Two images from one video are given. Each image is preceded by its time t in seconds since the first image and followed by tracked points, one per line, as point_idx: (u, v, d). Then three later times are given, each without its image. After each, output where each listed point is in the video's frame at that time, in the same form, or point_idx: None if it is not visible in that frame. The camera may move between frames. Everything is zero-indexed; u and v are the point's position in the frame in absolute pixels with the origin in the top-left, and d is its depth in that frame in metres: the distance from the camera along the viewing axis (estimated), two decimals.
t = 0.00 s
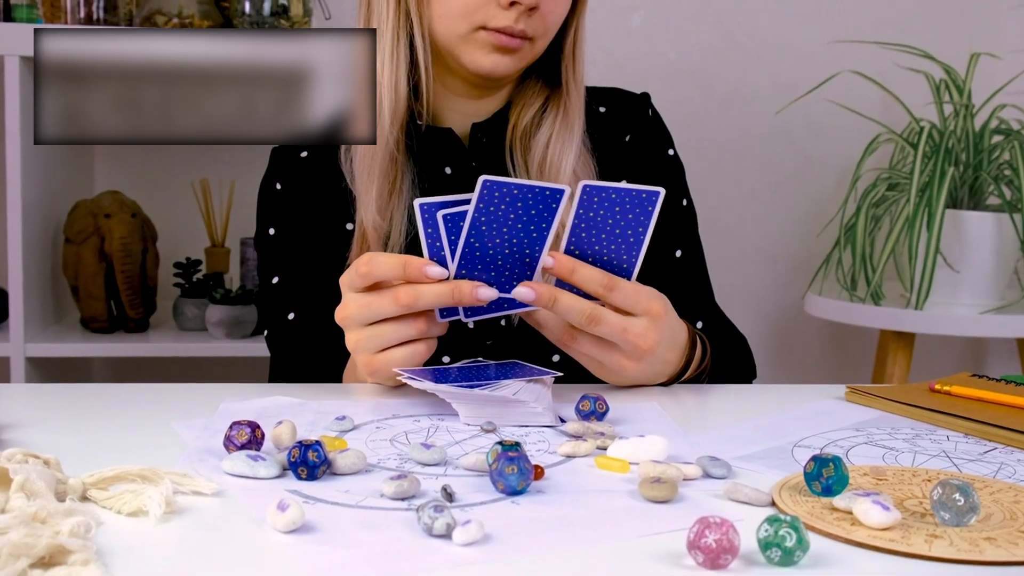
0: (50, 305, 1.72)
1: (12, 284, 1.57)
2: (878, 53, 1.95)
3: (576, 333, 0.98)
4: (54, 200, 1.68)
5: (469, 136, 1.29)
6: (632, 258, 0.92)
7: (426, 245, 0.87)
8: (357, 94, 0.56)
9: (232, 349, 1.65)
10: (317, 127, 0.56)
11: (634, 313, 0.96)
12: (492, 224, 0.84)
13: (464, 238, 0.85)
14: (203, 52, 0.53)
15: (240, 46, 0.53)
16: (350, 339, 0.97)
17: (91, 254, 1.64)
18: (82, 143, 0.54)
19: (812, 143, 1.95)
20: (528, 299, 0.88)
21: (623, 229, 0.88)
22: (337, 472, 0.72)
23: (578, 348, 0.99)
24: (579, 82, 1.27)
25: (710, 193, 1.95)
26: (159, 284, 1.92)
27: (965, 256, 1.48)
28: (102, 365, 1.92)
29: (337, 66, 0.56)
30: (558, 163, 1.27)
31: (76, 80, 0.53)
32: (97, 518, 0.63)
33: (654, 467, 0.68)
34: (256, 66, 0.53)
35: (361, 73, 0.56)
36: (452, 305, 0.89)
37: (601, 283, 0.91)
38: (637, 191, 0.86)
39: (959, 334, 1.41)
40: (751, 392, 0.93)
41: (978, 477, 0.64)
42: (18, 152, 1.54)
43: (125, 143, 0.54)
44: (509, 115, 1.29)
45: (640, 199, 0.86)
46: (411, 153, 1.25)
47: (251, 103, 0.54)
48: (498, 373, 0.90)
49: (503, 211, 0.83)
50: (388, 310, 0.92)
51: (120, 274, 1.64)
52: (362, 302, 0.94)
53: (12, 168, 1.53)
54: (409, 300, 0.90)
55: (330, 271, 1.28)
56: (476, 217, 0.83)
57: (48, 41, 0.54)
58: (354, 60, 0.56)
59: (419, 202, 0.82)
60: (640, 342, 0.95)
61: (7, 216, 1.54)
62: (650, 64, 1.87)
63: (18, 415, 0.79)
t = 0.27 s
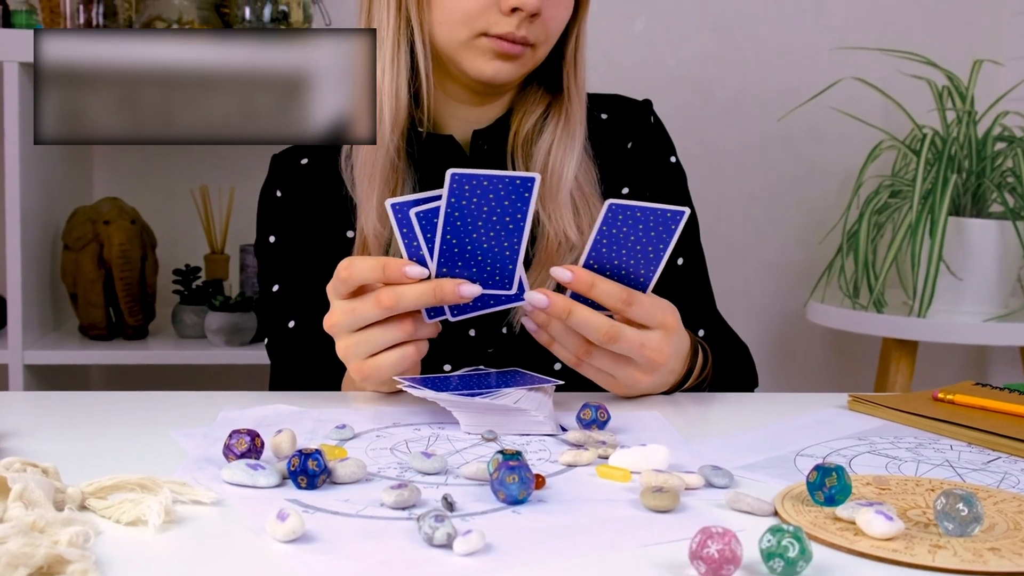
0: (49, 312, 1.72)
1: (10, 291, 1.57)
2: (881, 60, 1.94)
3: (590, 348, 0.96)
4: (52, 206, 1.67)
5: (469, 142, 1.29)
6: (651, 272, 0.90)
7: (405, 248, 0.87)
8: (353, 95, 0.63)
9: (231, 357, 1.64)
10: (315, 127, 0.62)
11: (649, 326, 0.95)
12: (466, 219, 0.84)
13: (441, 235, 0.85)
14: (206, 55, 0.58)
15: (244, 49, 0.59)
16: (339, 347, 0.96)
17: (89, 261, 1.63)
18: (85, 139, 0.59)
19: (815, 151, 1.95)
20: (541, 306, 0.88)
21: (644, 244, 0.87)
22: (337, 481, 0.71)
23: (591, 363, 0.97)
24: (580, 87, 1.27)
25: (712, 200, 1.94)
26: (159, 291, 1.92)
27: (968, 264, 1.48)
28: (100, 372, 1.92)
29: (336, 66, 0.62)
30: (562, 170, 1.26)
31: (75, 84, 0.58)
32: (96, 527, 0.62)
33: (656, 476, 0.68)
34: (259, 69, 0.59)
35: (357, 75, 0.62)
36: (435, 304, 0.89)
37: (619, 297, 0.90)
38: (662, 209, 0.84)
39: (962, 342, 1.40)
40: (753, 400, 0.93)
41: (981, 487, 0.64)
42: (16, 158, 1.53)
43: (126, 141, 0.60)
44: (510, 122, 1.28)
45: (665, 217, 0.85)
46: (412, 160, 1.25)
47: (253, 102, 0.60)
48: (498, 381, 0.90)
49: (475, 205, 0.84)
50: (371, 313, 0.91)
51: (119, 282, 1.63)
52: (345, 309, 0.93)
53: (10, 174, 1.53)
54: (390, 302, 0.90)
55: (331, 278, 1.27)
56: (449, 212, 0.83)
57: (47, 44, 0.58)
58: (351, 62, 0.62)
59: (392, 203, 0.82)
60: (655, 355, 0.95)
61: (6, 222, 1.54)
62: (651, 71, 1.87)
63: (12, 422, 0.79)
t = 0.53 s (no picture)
0: (47, 318, 1.71)
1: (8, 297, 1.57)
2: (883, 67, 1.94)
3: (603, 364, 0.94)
4: (51, 212, 1.67)
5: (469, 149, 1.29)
6: (657, 282, 0.90)
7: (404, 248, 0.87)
8: (353, 98, 0.62)
9: (230, 364, 1.64)
10: (317, 129, 0.62)
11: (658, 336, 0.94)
12: (466, 221, 0.82)
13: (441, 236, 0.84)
14: (206, 56, 0.58)
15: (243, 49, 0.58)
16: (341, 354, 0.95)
17: (88, 267, 1.63)
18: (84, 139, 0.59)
19: (817, 157, 1.94)
20: (550, 319, 0.88)
21: (652, 256, 0.86)
22: (337, 489, 0.71)
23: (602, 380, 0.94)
24: (582, 94, 1.27)
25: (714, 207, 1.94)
26: (158, 297, 1.92)
27: (971, 271, 1.47)
28: (98, 378, 1.91)
29: (339, 66, 0.61)
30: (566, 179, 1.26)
31: (75, 86, 0.58)
32: (95, 536, 0.62)
33: (658, 484, 0.67)
34: (258, 69, 0.59)
35: (359, 76, 0.62)
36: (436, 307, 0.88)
37: (629, 313, 0.89)
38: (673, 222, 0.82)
39: (965, 349, 1.39)
40: (754, 408, 0.92)
41: (985, 496, 0.63)
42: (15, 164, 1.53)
43: (126, 142, 0.60)
44: (510, 129, 1.29)
45: (675, 229, 0.83)
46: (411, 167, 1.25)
47: (254, 103, 0.60)
48: (499, 388, 0.90)
49: (476, 206, 0.82)
50: (373, 318, 0.91)
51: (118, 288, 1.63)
52: (347, 315, 0.93)
53: (9, 180, 1.53)
54: (392, 306, 0.89)
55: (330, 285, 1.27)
56: (449, 214, 0.82)
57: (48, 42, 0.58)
58: (352, 63, 0.62)
59: (390, 206, 0.81)
60: (666, 364, 0.94)
61: (4, 228, 1.54)
62: (652, 76, 1.87)
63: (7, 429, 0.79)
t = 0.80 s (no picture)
0: (45, 324, 1.71)
1: (7, 304, 1.56)
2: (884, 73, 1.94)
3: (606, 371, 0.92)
4: (49, 218, 1.67)
5: (469, 156, 1.28)
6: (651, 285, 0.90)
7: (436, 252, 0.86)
8: (353, 99, 0.62)
9: (229, 371, 1.64)
10: (316, 130, 0.61)
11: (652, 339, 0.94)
12: (501, 228, 0.81)
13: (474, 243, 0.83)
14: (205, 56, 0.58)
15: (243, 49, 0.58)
16: (369, 359, 0.95)
17: (86, 274, 1.62)
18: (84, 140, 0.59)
19: (819, 164, 1.94)
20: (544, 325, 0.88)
21: (646, 260, 0.85)
22: (337, 497, 0.70)
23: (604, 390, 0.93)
24: (581, 100, 1.27)
25: (715, 214, 1.94)
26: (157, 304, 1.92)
27: (974, 278, 1.47)
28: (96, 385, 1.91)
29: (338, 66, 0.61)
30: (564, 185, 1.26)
31: (77, 87, 0.58)
32: (94, 545, 0.62)
33: (659, 493, 0.66)
34: (258, 70, 0.59)
35: (358, 76, 0.62)
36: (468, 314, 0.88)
37: (624, 318, 0.89)
38: (666, 227, 0.82)
39: (967, 357, 1.39)
40: (755, 416, 0.92)
41: (988, 505, 0.63)
42: (14, 170, 1.53)
43: (126, 143, 0.59)
44: (510, 135, 1.28)
45: (668, 234, 0.83)
46: (411, 174, 1.25)
47: (254, 104, 0.60)
48: (499, 397, 0.89)
49: (512, 214, 0.81)
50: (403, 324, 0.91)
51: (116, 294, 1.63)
52: (377, 319, 0.92)
53: (7, 186, 1.53)
54: (423, 312, 0.89)
55: (330, 293, 1.27)
56: (485, 222, 0.80)
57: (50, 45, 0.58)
58: (352, 63, 0.61)
59: (426, 211, 0.82)
60: (661, 366, 0.94)
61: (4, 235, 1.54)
62: (654, 82, 1.86)
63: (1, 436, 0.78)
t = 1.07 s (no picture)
0: (44, 331, 1.71)
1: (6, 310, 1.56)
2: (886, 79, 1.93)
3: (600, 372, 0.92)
4: (48, 224, 1.67)
5: (468, 163, 1.27)
6: (641, 284, 0.89)
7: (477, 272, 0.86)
8: (356, 101, 0.55)
9: (228, 378, 1.64)
10: (319, 134, 0.54)
11: (646, 339, 0.93)
12: (544, 254, 0.82)
13: (515, 267, 0.83)
14: (199, 51, 0.51)
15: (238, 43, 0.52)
16: (395, 368, 0.94)
17: (85, 280, 1.62)
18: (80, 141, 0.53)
19: (822, 171, 1.94)
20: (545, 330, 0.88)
21: (633, 258, 0.85)
22: (336, 505, 0.70)
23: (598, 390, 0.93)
24: (578, 104, 1.27)
25: (717, 220, 1.94)
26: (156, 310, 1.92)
27: (976, 284, 1.46)
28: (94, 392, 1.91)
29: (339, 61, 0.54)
30: (563, 188, 1.27)
31: (73, 83, 0.52)
32: (92, 553, 0.61)
33: (660, 501, 0.66)
34: (254, 65, 0.52)
35: (360, 71, 0.54)
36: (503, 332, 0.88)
37: (614, 316, 0.89)
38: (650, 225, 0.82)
39: (970, 364, 1.38)
40: (756, 423, 0.91)
41: (991, 514, 0.62)
42: (12, 176, 1.53)
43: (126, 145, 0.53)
44: (510, 140, 1.28)
45: (653, 232, 0.82)
46: (410, 180, 1.25)
47: (250, 104, 0.53)
48: (500, 404, 0.89)
49: (557, 241, 0.81)
50: (437, 338, 0.90)
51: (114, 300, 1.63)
52: (408, 331, 0.92)
53: (6, 192, 1.53)
54: (461, 329, 0.88)
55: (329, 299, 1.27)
56: (529, 247, 0.80)
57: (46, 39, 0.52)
58: (353, 63, 0.54)
59: (469, 231, 0.81)
60: (657, 368, 0.93)
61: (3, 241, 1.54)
62: (654, 88, 1.86)
63: None
